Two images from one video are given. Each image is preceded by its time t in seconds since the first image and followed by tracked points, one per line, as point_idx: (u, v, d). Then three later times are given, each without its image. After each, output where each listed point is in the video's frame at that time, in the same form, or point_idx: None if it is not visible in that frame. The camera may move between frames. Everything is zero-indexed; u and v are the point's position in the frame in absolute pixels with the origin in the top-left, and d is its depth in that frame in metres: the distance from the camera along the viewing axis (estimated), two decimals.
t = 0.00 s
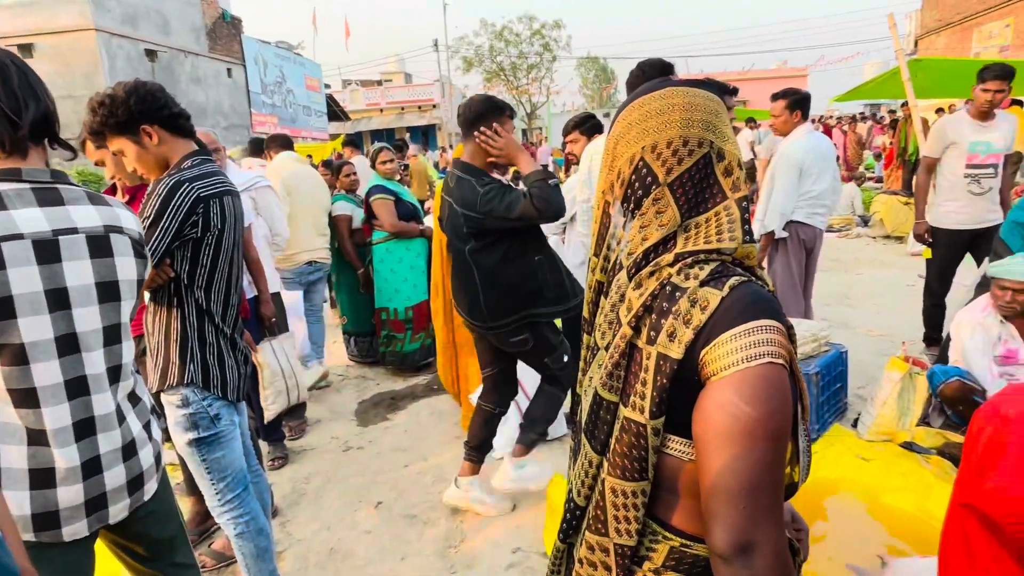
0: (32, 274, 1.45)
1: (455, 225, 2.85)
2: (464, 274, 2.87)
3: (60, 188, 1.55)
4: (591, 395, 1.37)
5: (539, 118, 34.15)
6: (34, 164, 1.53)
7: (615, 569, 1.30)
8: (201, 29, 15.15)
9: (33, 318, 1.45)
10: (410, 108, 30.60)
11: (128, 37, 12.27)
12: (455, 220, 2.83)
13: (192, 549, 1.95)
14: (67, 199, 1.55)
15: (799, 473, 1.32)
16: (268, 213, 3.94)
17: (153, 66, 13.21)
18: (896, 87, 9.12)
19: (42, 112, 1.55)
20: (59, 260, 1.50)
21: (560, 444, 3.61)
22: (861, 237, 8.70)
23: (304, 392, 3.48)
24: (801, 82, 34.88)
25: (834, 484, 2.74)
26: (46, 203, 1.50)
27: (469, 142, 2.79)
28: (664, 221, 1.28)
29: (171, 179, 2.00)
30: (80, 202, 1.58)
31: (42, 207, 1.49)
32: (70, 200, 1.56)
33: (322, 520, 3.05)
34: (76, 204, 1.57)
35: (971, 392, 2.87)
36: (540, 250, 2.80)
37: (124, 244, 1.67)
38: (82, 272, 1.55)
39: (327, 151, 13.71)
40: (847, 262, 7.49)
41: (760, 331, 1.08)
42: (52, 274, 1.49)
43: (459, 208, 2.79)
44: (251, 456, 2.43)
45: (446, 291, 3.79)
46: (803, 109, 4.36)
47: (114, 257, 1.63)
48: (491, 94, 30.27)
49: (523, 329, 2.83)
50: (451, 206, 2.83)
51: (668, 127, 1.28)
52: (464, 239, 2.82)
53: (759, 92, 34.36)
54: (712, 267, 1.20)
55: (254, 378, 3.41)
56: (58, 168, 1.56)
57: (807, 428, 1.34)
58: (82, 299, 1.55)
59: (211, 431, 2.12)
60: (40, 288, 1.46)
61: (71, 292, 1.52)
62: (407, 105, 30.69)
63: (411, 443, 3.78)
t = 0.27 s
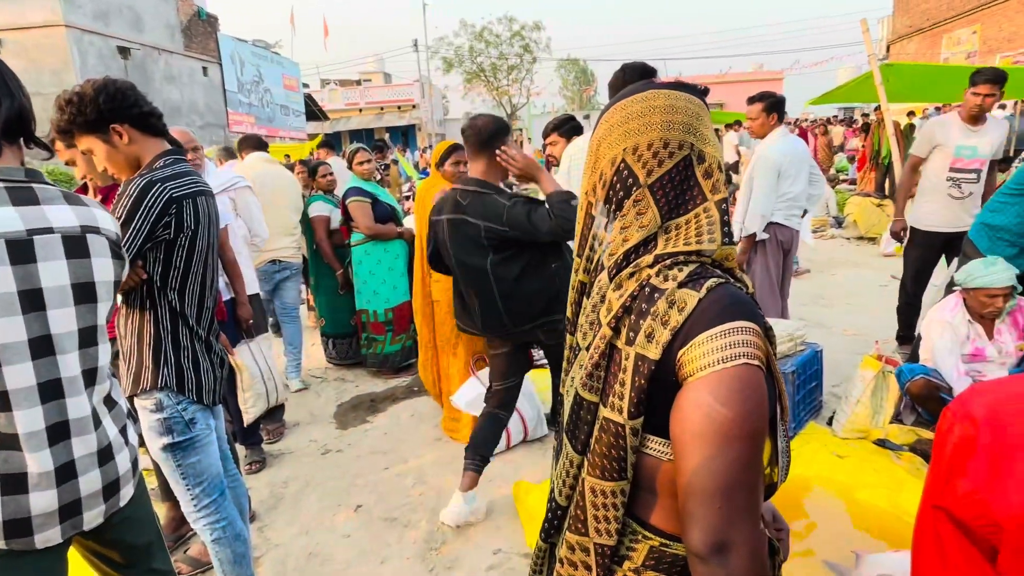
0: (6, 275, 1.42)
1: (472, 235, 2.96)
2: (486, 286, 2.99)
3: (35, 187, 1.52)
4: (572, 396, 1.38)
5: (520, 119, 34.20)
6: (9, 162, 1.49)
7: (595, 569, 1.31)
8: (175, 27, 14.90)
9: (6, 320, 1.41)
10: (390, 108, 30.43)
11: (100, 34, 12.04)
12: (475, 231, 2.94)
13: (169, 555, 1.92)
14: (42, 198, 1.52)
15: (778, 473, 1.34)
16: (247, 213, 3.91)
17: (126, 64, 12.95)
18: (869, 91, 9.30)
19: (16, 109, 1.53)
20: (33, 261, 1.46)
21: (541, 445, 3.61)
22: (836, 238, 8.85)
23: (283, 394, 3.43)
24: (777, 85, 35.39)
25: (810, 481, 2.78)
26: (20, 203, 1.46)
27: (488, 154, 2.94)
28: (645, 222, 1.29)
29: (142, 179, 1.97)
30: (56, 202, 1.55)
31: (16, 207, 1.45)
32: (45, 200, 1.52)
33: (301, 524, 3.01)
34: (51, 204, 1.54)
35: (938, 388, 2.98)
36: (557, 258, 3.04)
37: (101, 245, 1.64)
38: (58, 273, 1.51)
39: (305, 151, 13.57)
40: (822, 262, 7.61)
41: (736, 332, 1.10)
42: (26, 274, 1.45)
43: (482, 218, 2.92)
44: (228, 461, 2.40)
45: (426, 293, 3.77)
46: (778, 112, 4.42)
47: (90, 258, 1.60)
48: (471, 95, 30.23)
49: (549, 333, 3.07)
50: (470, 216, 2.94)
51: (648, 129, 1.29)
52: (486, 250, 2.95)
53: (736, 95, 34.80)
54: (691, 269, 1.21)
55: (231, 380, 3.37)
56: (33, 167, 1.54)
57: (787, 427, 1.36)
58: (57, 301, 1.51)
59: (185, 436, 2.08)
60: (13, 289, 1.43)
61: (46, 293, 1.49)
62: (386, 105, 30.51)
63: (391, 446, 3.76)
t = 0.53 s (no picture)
0: None
1: (470, 234, 2.91)
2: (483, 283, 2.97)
3: (14, 186, 1.49)
4: (558, 398, 1.38)
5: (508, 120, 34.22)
6: None
7: (579, 570, 1.32)
8: (159, 26, 14.74)
9: None
10: (378, 109, 30.30)
11: (82, 32, 11.87)
12: (475, 227, 2.91)
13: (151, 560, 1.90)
14: (22, 198, 1.50)
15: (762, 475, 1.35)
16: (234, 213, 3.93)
17: (109, 63, 12.79)
18: (853, 94, 9.39)
19: None
20: (13, 261, 1.44)
21: (528, 447, 3.62)
22: (820, 240, 8.93)
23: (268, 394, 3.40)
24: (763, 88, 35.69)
25: (794, 481, 2.80)
26: None
27: (482, 147, 2.93)
28: (631, 224, 1.29)
29: (122, 180, 1.95)
30: (36, 202, 1.53)
31: None
32: (24, 199, 1.50)
33: (286, 528, 2.99)
34: (31, 203, 1.52)
35: (920, 388, 3.06)
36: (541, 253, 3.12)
37: (83, 245, 1.62)
38: (38, 273, 1.49)
39: (291, 152, 13.47)
40: (806, 264, 7.68)
41: (719, 335, 1.10)
42: (6, 274, 1.43)
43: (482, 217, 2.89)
44: (212, 464, 2.38)
45: (413, 292, 3.72)
46: (763, 116, 4.45)
47: (71, 258, 1.58)
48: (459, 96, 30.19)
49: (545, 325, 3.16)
50: (469, 215, 2.89)
51: (635, 131, 1.29)
52: (485, 248, 2.93)
53: (723, 97, 35.06)
54: (675, 271, 1.22)
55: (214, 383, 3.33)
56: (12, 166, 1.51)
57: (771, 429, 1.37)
58: (38, 301, 1.49)
59: (166, 440, 2.06)
60: None
61: (25, 293, 1.46)
62: (374, 106, 30.39)
63: (378, 448, 3.74)
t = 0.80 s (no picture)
0: None
1: (446, 207, 2.86)
2: (445, 256, 2.89)
3: (16, 187, 1.49)
4: (559, 400, 1.38)
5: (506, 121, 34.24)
6: None
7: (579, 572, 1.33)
8: (158, 27, 14.73)
9: None
10: (376, 110, 30.29)
11: (80, 34, 11.84)
12: (453, 201, 2.86)
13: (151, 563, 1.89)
14: (23, 198, 1.49)
15: (762, 477, 1.35)
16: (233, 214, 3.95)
17: (107, 63, 12.77)
18: (850, 96, 9.41)
19: None
20: (15, 261, 1.44)
21: (526, 449, 3.61)
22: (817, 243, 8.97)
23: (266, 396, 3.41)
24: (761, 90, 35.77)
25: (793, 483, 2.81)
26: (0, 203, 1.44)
27: (456, 132, 2.90)
28: (632, 227, 1.30)
29: (123, 182, 1.94)
30: (37, 202, 1.52)
31: None
32: (26, 200, 1.50)
33: (284, 530, 2.98)
34: (32, 204, 1.51)
35: (916, 391, 3.02)
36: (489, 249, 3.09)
37: (84, 246, 1.61)
38: (39, 273, 1.49)
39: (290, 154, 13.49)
40: (804, 266, 7.70)
41: (718, 338, 1.11)
42: (7, 274, 1.42)
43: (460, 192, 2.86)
44: (210, 466, 2.37)
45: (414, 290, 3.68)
46: (760, 118, 4.46)
47: (72, 259, 1.57)
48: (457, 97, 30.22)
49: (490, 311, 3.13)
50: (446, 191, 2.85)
51: (636, 135, 1.30)
52: (458, 227, 2.90)
53: (721, 99, 35.12)
54: (676, 275, 1.22)
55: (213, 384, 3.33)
56: (14, 167, 1.51)
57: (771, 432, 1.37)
58: (39, 301, 1.48)
59: (164, 442, 2.06)
60: None
61: (27, 293, 1.46)
62: (372, 107, 30.39)
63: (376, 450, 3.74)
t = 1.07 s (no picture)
0: (15, 276, 1.41)
1: (410, 312, 2.60)
2: (406, 364, 2.61)
3: (43, 189, 1.51)
4: (575, 400, 1.38)
5: (518, 121, 34.24)
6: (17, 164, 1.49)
7: (595, 570, 1.33)
8: (174, 28, 14.87)
9: (16, 320, 1.41)
10: (388, 111, 30.40)
11: (98, 35, 11.99)
12: (418, 305, 2.60)
13: (171, 558, 1.91)
14: (50, 200, 1.51)
15: (778, 479, 1.35)
16: (250, 215, 3.99)
17: (124, 65, 12.91)
18: (867, 96, 9.32)
19: (25, 115, 1.52)
20: (42, 262, 1.46)
21: (538, 449, 3.61)
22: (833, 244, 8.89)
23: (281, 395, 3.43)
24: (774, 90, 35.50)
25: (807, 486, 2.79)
26: (29, 205, 1.46)
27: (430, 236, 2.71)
28: (649, 229, 1.29)
29: (145, 183, 1.96)
30: (64, 204, 1.54)
31: (25, 210, 1.45)
32: (53, 202, 1.52)
33: (298, 528, 3.00)
34: (59, 205, 1.53)
35: (933, 393, 3.07)
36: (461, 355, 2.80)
37: (108, 246, 1.63)
38: (66, 273, 1.51)
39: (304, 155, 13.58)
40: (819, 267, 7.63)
41: (736, 340, 1.10)
42: (35, 275, 1.45)
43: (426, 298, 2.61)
44: (226, 464, 2.39)
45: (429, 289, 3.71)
46: (776, 119, 4.43)
47: (97, 259, 1.59)
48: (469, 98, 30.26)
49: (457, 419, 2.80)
50: (411, 298, 2.60)
51: (654, 138, 1.29)
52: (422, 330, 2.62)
53: (734, 99, 34.89)
54: (694, 277, 1.22)
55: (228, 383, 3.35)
56: (41, 169, 1.53)
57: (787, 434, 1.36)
58: (66, 301, 1.51)
59: (183, 440, 2.08)
60: (22, 290, 1.42)
61: (54, 294, 1.48)
62: (385, 108, 30.51)
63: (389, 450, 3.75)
